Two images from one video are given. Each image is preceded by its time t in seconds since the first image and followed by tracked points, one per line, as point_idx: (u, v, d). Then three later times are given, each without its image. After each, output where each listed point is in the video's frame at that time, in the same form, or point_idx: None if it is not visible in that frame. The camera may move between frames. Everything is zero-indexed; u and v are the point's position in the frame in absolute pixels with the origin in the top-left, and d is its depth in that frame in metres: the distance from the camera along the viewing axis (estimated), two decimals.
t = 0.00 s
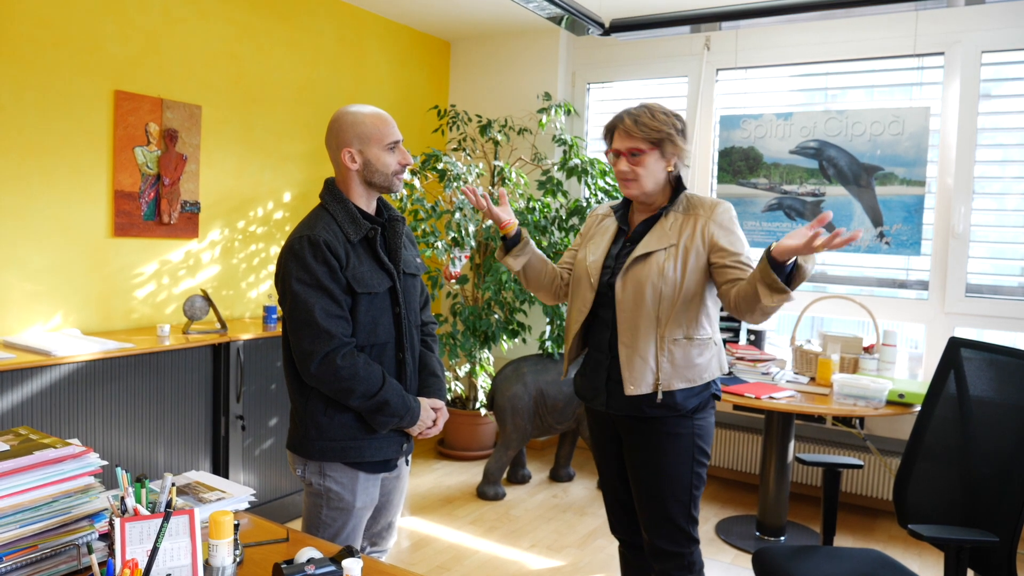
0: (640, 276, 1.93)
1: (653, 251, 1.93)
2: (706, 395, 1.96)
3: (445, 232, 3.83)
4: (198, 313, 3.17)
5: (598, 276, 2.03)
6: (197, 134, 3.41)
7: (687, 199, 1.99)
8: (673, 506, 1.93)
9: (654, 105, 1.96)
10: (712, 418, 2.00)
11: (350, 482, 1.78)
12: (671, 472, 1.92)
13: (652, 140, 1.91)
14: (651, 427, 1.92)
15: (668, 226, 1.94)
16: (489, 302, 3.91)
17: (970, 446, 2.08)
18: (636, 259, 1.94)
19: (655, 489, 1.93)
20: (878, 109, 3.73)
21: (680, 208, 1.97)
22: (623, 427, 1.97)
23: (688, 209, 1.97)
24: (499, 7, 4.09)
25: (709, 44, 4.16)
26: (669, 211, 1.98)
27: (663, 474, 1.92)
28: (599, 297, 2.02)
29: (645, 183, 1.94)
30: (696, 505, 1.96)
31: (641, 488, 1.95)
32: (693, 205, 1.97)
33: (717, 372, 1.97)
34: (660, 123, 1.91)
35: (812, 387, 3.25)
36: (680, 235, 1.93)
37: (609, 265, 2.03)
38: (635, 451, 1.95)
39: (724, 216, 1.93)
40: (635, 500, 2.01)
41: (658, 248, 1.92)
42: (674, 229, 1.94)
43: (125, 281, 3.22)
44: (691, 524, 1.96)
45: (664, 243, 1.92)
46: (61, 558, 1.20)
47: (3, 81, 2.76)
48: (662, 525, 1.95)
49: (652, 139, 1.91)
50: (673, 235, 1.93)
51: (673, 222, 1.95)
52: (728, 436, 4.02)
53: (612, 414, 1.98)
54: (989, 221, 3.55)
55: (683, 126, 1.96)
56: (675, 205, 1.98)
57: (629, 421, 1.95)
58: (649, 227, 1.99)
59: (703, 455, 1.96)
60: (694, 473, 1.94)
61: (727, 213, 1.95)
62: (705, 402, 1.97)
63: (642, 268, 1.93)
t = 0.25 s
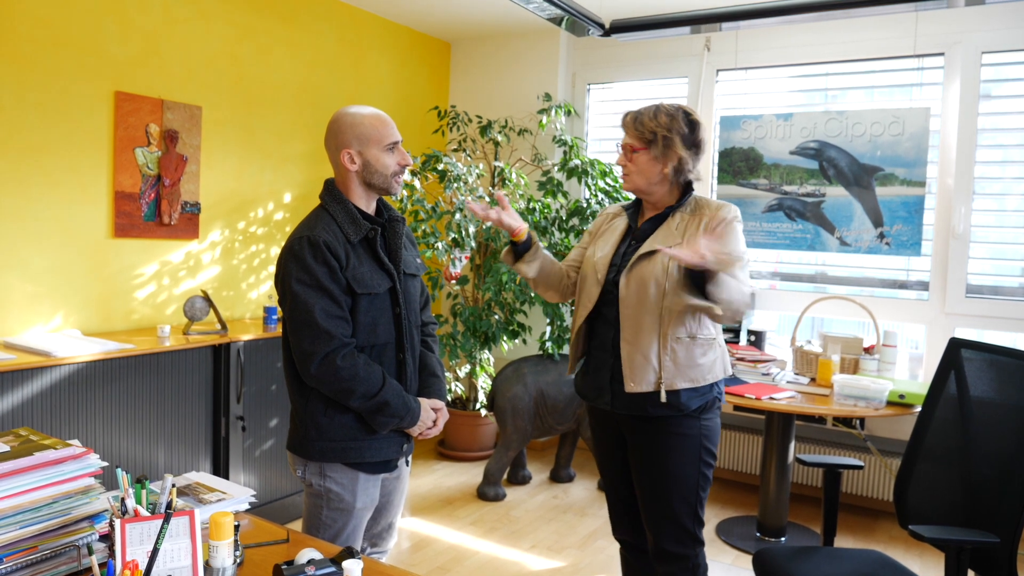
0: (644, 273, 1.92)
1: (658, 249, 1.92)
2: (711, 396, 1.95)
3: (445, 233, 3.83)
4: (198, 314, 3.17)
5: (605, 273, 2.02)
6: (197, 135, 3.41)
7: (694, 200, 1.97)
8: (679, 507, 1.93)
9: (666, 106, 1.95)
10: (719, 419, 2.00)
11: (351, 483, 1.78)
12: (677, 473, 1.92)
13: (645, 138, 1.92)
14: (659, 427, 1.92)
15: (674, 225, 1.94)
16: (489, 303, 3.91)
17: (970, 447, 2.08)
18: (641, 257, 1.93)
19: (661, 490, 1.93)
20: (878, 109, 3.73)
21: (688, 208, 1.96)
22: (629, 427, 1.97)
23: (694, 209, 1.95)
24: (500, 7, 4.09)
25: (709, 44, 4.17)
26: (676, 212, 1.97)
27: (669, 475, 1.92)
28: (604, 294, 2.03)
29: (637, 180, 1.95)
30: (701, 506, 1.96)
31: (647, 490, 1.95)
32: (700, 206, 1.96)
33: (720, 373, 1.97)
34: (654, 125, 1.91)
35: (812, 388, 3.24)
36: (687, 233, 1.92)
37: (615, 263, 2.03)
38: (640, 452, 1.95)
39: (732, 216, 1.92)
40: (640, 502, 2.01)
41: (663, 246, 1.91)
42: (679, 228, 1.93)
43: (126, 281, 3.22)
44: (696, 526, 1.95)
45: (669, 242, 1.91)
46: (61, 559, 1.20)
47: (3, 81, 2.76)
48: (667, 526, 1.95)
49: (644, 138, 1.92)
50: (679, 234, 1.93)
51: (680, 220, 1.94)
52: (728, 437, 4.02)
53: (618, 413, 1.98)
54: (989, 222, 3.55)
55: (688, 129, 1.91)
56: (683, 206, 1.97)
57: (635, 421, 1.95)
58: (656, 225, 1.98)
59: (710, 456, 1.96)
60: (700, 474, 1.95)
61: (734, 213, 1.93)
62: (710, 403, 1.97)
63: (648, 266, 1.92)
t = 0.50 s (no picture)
0: (643, 271, 1.93)
1: (659, 247, 1.91)
2: (714, 399, 1.94)
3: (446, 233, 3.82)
4: (198, 314, 3.17)
5: (608, 271, 2.03)
6: (197, 135, 3.41)
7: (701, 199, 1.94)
8: (682, 511, 1.93)
9: (680, 100, 1.94)
10: (726, 422, 1.99)
11: (350, 483, 1.77)
12: (682, 476, 1.92)
13: (658, 129, 1.90)
14: (666, 431, 1.91)
15: (677, 223, 1.91)
16: (490, 303, 3.91)
17: (971, 447, 2.08)
18: (641, 254, 1.94)
19: (665, 494, 1.93)
20: (879, 110, 3.73)
21: (694, 206, 1.93)
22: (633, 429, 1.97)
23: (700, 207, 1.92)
24: (500, 8, 4.09)
25: (710, 45, 4.17)
26: (682, 208, 1.95)
27: (674, 479, 1.92)
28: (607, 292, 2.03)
29: (648, 173, 1.93)
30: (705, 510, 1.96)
31: (650, 493, 1.95)
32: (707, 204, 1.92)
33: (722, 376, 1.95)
34: (668, 117, 1.89)
35: (813, 388, 3.24)
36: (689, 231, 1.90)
37: (618, 262, 2.02)
38: (646, 455, 1.95)
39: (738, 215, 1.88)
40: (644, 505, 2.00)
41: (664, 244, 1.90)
42: (682, 226, 1.91)
43: (126, 282, 3.22)
44: (700, 529, 1.95)
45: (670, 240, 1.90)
46: (61, 559, 1.20)
47: (3, 82, 2.76)
48: (670, 531, 1.94)
49: (657, 130, 1.90)
50: (682, 232, 1.90)
51: (683, 218, 1.91)
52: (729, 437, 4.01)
53: (624, 415, 1.97)
54: (990, 222, 3.55)
55: (701, 123, 1.90)
56: (690, 203, 1.95)
57: (641, 424, 1.94)
58: (660, 222, 1.97)
59: (716, 460, 1.95)
60: (706, 477, 1.94)
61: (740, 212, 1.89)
62: (714, 405, 1.95)
63: (647, 263, 1.93)
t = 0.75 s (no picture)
0: (649, 278, 1.83)
1: (663, 251, 1.82)
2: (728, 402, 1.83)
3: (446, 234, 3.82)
4: (199, 315, 3.16)
5: (609, 277, 1.96)
6: (197, 136, 3.41)
7: (702, 196, 1.84)
8: (699, 521, 1.82)
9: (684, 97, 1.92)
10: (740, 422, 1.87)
11: (350, 484, 1.77)
12: (697, 484, 1.81)
13: (657, 116, 1.87)
14: (678, 437, 1.81)
15: (680, 225, 1.83)
16: (490, 304, 3.91)
17: (972, 448, 2.08)
18: (646, 261, 1.84)
19: (680, 503, 1.83)
20: (879, 110, 3.73)
21: (694, 205, 1.84)
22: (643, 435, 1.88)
23: (702, 206, 1.83)
24: (500, 9, 4.10)
25: (710, 45, 4.17)
26: (682, 203, 1.86)
27: (688, 487, 1.82)
28: (609, 298, 1.97)
29: (646, 162, 1.88)
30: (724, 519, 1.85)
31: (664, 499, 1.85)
32: (709, 202, 1.83)
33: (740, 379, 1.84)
34: (668, 106, 1.87)
35: (813, 389, 3.24)
36: (691, 233, 1.81)
37: (618, 265, 1.95)
38: (657, 461, 1.85)
39: (740, 212, 1.79)
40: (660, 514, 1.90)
41: (667, 248, 1.81)
42: (685, 228, 1.82)
43: (127, 282, 3.22)
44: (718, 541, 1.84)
45: (674, 243, 1.81)
46: (62, 560, 1.20)
47: (3, 82, 2.76)
48: (688, 541, 1.84)
49: (656, 117, 1.87)
50: (685, 234, 1.81)
51: (686, 219, 1.83)
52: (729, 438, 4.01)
53: (635, 423, 1.88)
54: (990, 223, 3.55)
55: (702, 114, 1.85)
56: (690, 202, 1.86)
57: (653, 430, 1.85)
58: (662, 224, 1.88)
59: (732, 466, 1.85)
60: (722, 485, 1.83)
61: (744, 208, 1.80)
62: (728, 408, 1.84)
63: (652, 270, 1.83)
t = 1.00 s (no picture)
0: (652, 283, 1.81)
1: (666, 255, 1.79)
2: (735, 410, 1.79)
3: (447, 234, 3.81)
4: (199, 315, 3.16)
5: (613, 283, 1.96)
6: (198, 136, 3.41)
7: (709, 194, 1.82)
8: (711, 530, 1.78)
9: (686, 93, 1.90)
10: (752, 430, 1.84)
11: (350, 484, 1.77)
12: (706, 493, 1.78)
13: (657, 114, 1.87)
14: (686, 445, 1.78)
15: (684, 228, 1.80)
16: (490, 305, 3.91)
17: (972, 448, 2.08)
18: (649, 265, 1.82)
19: (690, 512, 1.79)
20: (879, 111, 3.72)
21: (701, 204, 1.81)
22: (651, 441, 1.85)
23: (707, 206, 1.80)
24: (501, 10, 4.10)
25: (711, 46, 4.17)
26: (689, 199, 1.84)
27: (697, 496, 1.78)
28: (615, 301, 1.96)
29: (651, 161, 1.86)
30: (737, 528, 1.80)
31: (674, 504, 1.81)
32: (715, 202, 1.80)
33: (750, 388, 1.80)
34: (667, 103, 1.86)
35: (814, 389, 3.24)
36: (694, 235, 1.78)
37: (624, 269, 1.95)
38: (666, 470, 1.82)
39: (746, 213, 1.75)
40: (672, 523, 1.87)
41: (670, 252, 1.78)
42: (689, 231, 1.79)
43: (127, 283, 3.22)
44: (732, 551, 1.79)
45: (676, 246, 1.78)
46: (62, 560, 1.20)
47: (3, 82, 2.75)
48: (700, 551, 1.80)
49: (656, 116, 1.87)
50: (688, 238, 1.78)
51: (690, 221, 1.80)
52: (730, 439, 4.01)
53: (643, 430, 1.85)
54: (991, 223, 3.55)
55: (703, 106, 1.83)
56: (697, 200, 1.84)
57: (660, 438, 1.82)
58: (668, 227, 1.87)
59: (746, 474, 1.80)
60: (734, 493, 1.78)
61: (750, 211, 1.76)
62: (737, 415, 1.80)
63: (656, 275, 1.80)
